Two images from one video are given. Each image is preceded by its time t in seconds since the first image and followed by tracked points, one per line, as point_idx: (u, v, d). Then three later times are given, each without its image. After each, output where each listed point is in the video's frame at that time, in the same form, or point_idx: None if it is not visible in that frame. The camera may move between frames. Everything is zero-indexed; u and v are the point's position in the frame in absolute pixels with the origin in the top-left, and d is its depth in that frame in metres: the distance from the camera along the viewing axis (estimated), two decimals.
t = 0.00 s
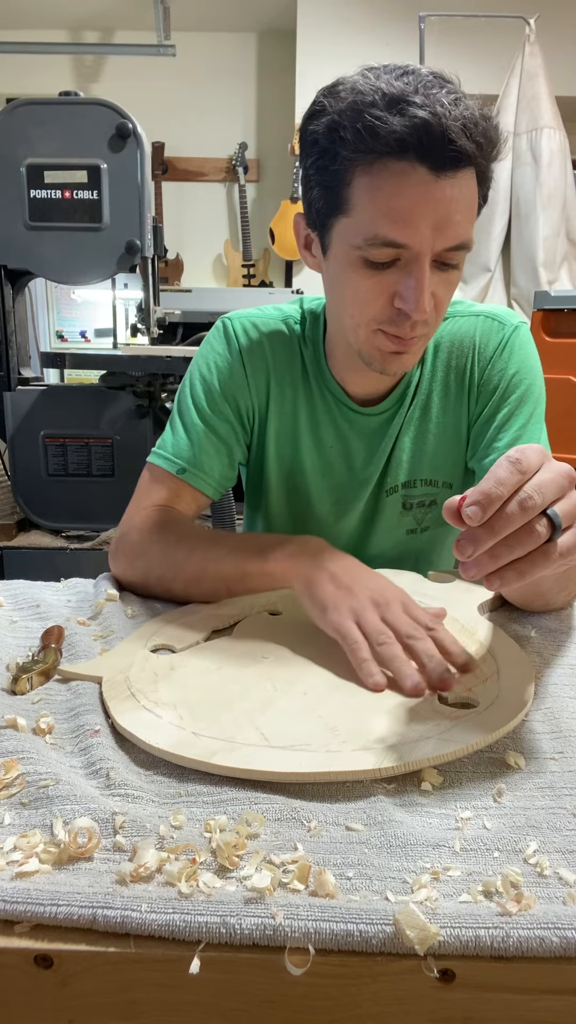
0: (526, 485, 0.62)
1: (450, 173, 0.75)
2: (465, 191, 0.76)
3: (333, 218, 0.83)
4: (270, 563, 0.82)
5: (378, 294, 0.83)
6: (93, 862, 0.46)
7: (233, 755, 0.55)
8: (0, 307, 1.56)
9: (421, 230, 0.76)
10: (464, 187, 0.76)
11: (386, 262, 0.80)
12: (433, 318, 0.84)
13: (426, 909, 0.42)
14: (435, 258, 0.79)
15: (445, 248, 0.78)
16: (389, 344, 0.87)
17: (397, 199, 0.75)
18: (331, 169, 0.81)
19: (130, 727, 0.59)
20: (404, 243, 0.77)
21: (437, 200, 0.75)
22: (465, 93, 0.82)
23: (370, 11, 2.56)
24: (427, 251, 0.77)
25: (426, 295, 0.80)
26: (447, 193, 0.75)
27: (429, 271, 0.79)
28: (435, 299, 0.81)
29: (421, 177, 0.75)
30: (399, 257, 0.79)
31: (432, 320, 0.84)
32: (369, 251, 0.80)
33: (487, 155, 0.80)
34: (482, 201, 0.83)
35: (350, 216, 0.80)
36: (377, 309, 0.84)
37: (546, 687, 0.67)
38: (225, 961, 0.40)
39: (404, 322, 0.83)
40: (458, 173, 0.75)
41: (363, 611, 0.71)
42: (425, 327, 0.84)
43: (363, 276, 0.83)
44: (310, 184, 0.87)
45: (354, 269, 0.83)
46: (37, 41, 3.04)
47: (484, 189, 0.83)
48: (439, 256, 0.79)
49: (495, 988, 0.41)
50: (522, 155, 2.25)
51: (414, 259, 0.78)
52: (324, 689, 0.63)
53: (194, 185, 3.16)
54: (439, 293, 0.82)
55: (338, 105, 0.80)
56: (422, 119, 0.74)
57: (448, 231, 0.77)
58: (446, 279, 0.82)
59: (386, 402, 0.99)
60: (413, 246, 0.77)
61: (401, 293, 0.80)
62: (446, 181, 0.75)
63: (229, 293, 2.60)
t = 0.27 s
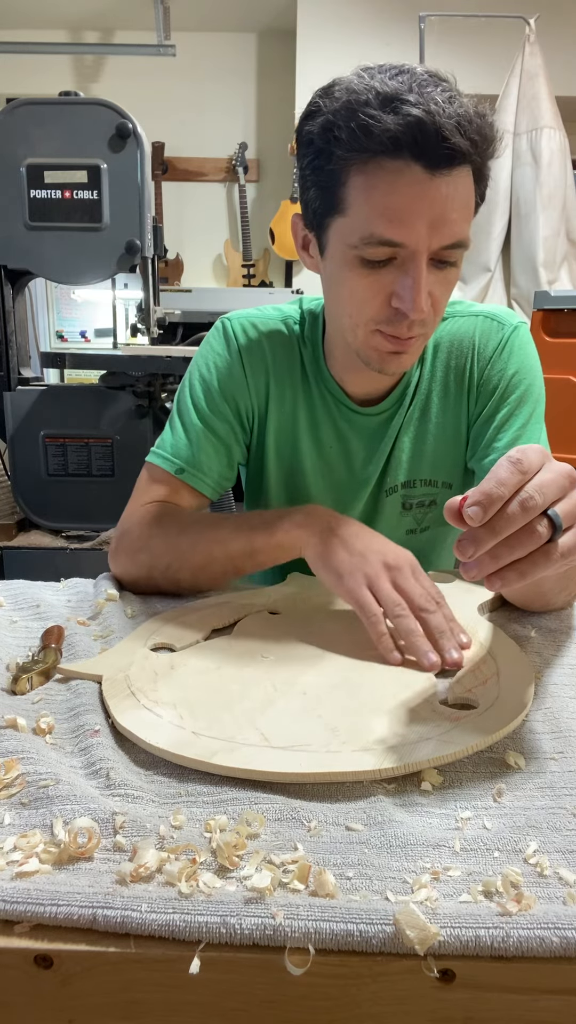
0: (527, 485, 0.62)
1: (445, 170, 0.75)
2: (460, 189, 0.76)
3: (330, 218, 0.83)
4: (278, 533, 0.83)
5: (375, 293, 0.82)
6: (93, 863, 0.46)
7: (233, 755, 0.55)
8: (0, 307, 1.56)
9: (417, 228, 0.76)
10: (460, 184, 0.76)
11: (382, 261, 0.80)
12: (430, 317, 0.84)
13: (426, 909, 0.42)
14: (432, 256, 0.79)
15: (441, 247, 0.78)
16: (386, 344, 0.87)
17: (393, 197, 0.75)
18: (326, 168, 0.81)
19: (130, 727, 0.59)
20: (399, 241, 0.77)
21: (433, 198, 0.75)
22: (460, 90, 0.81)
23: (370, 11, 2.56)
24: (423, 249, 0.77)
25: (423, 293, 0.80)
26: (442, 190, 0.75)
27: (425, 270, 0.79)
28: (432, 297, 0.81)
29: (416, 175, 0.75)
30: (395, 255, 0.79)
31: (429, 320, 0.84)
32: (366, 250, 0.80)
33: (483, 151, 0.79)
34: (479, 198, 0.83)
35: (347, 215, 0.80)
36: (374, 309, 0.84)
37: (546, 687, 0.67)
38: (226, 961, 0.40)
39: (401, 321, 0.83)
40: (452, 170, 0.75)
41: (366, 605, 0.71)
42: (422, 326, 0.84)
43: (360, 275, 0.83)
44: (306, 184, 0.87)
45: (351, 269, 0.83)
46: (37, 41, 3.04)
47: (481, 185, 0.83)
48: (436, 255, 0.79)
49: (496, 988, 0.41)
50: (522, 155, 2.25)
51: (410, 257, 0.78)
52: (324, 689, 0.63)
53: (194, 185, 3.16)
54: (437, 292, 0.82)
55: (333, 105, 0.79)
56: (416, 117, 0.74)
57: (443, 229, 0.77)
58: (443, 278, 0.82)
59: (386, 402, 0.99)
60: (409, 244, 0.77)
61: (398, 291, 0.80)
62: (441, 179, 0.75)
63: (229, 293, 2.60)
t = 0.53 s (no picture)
0: (519, 485, 0.63)
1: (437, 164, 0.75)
2: (454, 183, 0.76)
3: (325, 217, 0.84)
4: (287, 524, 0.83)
5: (371, 291, 0.82)
6: (93, 862, 0.46)
7: (233, 754, 0.55)
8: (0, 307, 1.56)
9: (412, 225, 0.76)
10: (454, 180, 0.76)
11: (378, 259, 0.80)
12: (427, 315, 0.83)
13: (426, 909, 0.42)
14: (427, 253, 0.78)
15: (436, 243, 0.78)
16: (383, 342, 0.87)
17: (386, 194, 0.76)
18: (320, 169, 0.82)
19: (130, 727, 0.59)
20: (394, 238, 0.77)
21: (426, 193, 0.75)
22: (452, 88, 0.81)
23: (370, 11, 2.56)
24: (418, 245, 0.77)
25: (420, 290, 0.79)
26: (434, 185, 0.75)
27: (421, 266, 0.78)
28: (428, 295, 0.81)
29: (408, 171, 0.75)
30: (391, 253, 0.79)
31: (426, 319, 0.84)
32: (362, 247, 0.80)
33: (477, 146, 0.79)
34: (474, 194, 0.83)
35: (341, 214, 0.80)
36: (370, 306, 0.84)
37: (545, 687, 0.67)
38: (226, 961, 0.40)
39: (398, 318, 0.82)
40: (445, 165, 0.75)
41: (367, 604, 0.71)
42: (418, 323, 0.84)
43: (356, 274, 0.83)
44: (302, 184, 0.88)
45: (348, 268, 0.83)
46: (37, 41, 3.04)
47: (476, 181, 0.82)
48: (431, 252, 0.79)
49: (496, 988, 0.41)
50: (522, 155, 2.25)
51: (406, 254, 0.78)
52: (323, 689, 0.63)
53: (194, 186, 3.16)
54: (433, 289, 0.81)
55: (325, 105, 0.80)
56: (406, 114, 0.74)
57: (438, 225, 0.76)
58: (440, 275, 0.81)
59: (386, 402, 0.99)
60: (404, 240, 0.77)
61: (394, 289, 0.80)
62: (434, 174, 0.75)
63: (229, 292, 2.60)
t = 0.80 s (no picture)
0: (521, 476, 0.63)
1: (425, 159, 0.74)
2: (445, 178, 0.76)
3: (322, 218, 0.85)
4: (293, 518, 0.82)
5: (370, 289, 0.82)
6: (92, 862, 0.46)
7: (233, 750, 0.55)
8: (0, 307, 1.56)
9: (406, 222, 0.76)
10: (446, 174, 0.75)
11: (375, 257, 0.80)
12: (426, 312, 0.83)
13: (424, 909, 0.42)
14: (424, 249, 0.78)
15: (432, 239, 0.77)
16: (384, 339, 0.87)
17: (376, 192, 0.76)
18: (316, 171, 0.83)
19: (129, 726, 0.59)
20: (388, 235, 0.77)
21: (416, 189, 0.75)
22: (444, 83, 0.81)
23: (370, 11, 2.56)
24: (413, 241, 0.77)
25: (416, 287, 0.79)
26: (424, 180, 0.75)
27: (417, 263, 0.78)
28: (427, 291, 0.81)
29: (397, 168, 0.75)
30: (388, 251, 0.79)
31: (428, 315, 0.84)
32: (359, 247, 0.80)
33: (470, 140, 0.78)
34: (470, 189, 0.82)
35: (336, 214, 0.81)
36: (369, 305, 0.84)
37: (544, 687, 0.67)
38: (224, 961, 0.40)
39: (397, 316, 0.82)
40: (435, 160, 0.75)
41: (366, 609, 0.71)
42: (418, 319, 0.83)
43: (354, 272, 0.83)
44: (301, 188, 0.89)
45: (346, 266, 0.83)
46: (37, 41, 3.04)
47: (473, 175, 0.82)
48: (427, 248, 0.78)
49: (494, 988, 0.40)
50: (522, 155, 2.25)
51: (400, 250, 0.78)
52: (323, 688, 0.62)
53: (194, 186, 3.16)
54: (432, 285, 0.81)
55: (317, 109, 0.81)
56: (391, 110, 0.74)
57: (433, 221, 0.76)
58: (439, 271, 0.81)
59: (392, 401, 0.99)
60: (398, 238, 0.77)
61: (391, 286, 0.80)
62: (423, 169, 0.75)
63: (229, 292, 2.60)
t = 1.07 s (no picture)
0: (537, 442, 0.61)
1: (429, 153, 0.75)
2: (452, 172, 0.76)
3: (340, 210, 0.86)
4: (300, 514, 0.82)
5: (378, 278, 0.83)
6: (93, 862, 0.46)
7: (233, 754, 0.55)
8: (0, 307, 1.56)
9: (412, 213, 0.76)
10: (453, 167, 0.75)
11: (385, 247, 0.80)
12: (435, 304, 0.83)
13: (426, 908, 0.42)
14: (430, 240, 0.78)
15: (440, 229, 0.77)
16: (392, 329, 0.87)
17: (383, 184, 0.77)
18: (335, 164, 0.85)
19: (130, 726, 0.59)
20: (395, 225, 0.78)
21: (420, 182, 0.75)
22: (462, 78, 0.81)
23: (370, 11, 2.56)
24: (420, 230, 0.77)
25: (420, 276, 0.79)
26: (429, 174, 0.75)
27: (423, 252, 0.79)
28: (433, 282, 0.81)
29: (403, 161, 0.76)
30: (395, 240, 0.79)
31: (437, 307, 0.84)
32: (369, 236, 0.81)
33: (481, 134, 0.77)
34: (488, 184, 0.81)
35: (351, 206, 0.82)
36: (376, 293, 0.84)
37: (543, 687, 0.67)
38: (225, 961, 0.40)
39: (403, 304, 0.83)
40: (439, 153, 0.75)
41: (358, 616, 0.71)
42: (425, 309, 0.83)
43: (366, 261, 0.83)
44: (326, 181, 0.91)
45: (360, 256, 0.84)
46: (37, 41, 3.04)
47: (489, 170, 0.81)
48: (435, 239, 0.78)
49: (495, 988, 0.41)
50: (522, 155, 2.25)
51: (406, 240, 0.78)
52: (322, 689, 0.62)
53: (194, 186, 3.16)
54: (440, 277, 0.81)
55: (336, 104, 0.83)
56: (398, 102, 0.75)
57: (438, 211, 0.76)
58: (448, 261, 0.81)
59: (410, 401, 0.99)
60: (404, 228, 0.77)
61: (396, 275, 0.80)
62: (428, 163, 0.75)
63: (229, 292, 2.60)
